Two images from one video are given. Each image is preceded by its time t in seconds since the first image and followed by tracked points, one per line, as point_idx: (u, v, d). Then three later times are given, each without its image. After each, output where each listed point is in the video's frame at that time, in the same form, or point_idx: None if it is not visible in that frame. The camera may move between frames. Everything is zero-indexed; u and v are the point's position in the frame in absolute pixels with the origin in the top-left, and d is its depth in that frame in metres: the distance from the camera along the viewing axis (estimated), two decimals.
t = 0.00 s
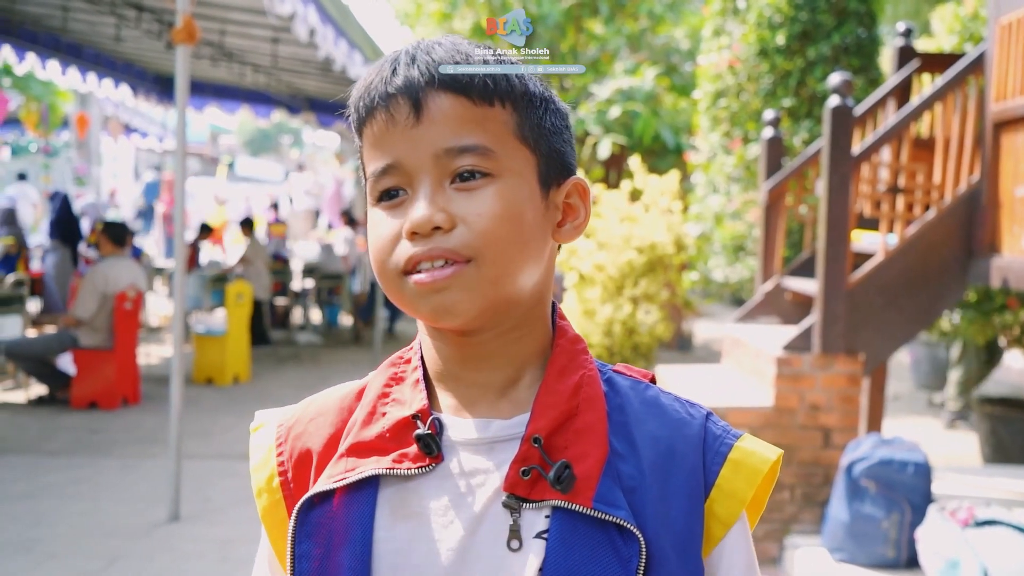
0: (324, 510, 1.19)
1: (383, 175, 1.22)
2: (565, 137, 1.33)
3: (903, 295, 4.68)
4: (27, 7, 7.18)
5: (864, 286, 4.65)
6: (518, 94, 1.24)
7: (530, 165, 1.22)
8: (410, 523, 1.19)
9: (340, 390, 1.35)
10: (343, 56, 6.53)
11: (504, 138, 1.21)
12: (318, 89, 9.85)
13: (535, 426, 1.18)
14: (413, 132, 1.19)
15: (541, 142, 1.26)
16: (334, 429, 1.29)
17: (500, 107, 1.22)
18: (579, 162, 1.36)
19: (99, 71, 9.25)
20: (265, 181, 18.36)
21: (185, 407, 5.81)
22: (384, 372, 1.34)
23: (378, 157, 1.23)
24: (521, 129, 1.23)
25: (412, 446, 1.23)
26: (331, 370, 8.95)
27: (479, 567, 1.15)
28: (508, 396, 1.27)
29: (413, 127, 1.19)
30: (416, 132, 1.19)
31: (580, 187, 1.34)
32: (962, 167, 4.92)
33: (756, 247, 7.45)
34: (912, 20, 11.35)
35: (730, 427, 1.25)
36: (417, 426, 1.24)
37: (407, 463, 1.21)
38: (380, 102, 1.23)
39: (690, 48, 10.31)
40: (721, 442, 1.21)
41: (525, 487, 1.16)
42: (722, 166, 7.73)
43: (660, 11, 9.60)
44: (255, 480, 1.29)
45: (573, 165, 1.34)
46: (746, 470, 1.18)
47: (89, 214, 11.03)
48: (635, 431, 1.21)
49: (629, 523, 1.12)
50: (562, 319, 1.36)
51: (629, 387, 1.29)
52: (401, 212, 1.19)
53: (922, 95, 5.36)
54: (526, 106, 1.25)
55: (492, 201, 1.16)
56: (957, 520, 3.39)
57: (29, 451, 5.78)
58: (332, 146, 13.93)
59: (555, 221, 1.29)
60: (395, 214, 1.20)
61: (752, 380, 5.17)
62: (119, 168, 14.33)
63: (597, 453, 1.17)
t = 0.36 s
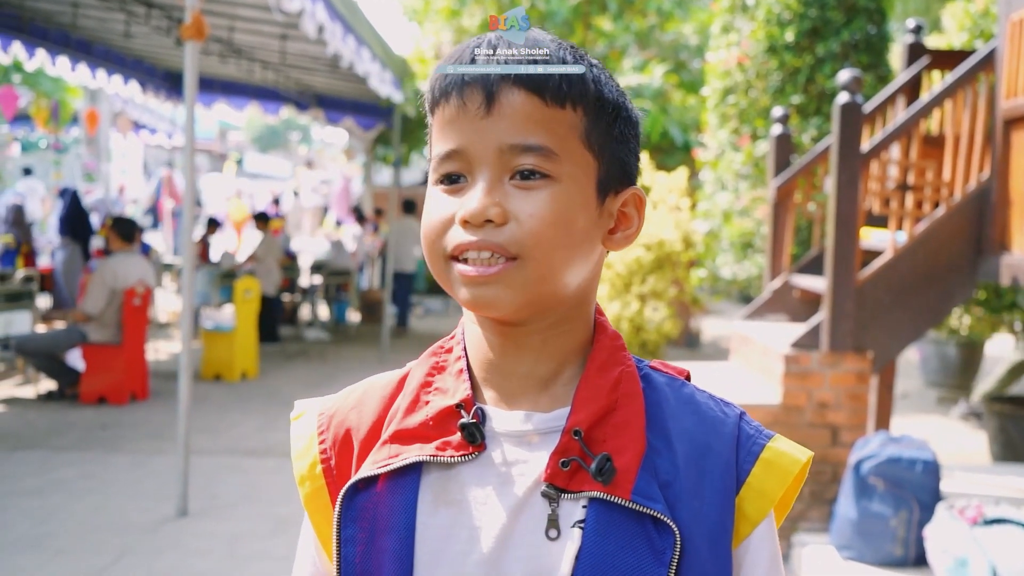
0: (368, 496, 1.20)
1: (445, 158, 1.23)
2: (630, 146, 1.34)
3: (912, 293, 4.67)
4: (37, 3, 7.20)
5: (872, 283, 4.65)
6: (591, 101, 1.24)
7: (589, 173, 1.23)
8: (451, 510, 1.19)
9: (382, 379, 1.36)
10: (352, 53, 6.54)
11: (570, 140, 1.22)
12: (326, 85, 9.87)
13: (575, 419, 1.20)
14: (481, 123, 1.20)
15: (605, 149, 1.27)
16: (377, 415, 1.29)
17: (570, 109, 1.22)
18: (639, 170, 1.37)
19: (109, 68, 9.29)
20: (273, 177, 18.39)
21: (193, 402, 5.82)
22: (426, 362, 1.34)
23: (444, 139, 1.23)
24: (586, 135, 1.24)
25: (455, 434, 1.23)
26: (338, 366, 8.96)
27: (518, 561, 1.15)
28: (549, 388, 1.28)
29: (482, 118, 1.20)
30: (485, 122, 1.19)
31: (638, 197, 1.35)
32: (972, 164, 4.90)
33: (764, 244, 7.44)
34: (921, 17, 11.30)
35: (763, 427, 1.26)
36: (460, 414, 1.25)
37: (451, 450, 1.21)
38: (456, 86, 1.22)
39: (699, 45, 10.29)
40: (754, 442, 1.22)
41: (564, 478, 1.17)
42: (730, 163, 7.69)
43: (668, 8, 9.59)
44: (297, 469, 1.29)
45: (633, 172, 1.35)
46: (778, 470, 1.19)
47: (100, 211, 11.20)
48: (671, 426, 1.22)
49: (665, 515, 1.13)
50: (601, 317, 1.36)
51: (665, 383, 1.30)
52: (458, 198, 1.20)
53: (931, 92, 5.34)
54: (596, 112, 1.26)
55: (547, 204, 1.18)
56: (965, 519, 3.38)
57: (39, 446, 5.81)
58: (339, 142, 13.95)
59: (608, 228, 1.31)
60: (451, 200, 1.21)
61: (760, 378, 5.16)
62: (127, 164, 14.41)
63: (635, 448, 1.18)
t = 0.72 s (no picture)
0: (413, 486, 1.19)
1: (501, 160, 1.21)
2: (679, 145, 1.35)
3: (918, 291, 4.65)
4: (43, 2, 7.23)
5: (876, 282, 4.64)
6: (648, 104, 1.25)
7: (646, 178, 1.24)
8: (496, 502, 1.19)
9: (421, 370, 1.34)
10: (357, 51, 6.54)
11: (629, 146, 1.22)
12: (331, 84, 9.88)
13: (622, 414, 1.19)
14: (543, 128, 1.19)
15: (660, 152, 1.28)
16: (418, 407, 1.28)
17: (630, 114, 1.23)
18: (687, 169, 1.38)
19: (114, 66, 9.31)
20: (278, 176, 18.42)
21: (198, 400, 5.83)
22: (468, 355, 1.33)
23: (502, 141, 1.22)
24: (644, 139, 1.25)
25: (501, 427, 1.21)
26: (343, 365, 8.96)
27: (565, 552, 1.15)
28: (592, 383, 1.27)
29: (545, 123, 1.19)
30: (548, 128, 1.18)
31: (685, 198, 1.37)
32: (977, 162, 4.89)
33: (769, 243, 7.41)
34: (929, 15, 11.25)
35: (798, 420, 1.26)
36: (505, 409, 1.23)
37: (498, 444, 1.19)
38: (517, 89, 1.21)
39: (705, 44, 10.26)
40: (794, 434, 1.22)
41: (610, 472, 1.16)
42: (735, 161, 7.63)
43: (674, 6, 9.59)
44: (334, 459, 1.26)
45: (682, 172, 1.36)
46: (818, 461, 1.20)
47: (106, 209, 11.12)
48: (713, 420, 1.22)
49: (711, 509, 1.13)
50: (640, 314, 1.36)
51: (705, 378, 1.29)
52: (516, 202, 1.19)
53: (937, 90, 5.33)
54: (653, 116, 1.26)
55: (607, 211, 1.18)
56: (970, 517, 3.37)
57: (46, 444, 5.82)
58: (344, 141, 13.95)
59: (657, 229, 1.33)
60: (509, 202, 1.20)
61: (765, 377, 5.15)
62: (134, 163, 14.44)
63: (680, 442, 1.18)
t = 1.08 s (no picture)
0: (399, 492, 1.16)
1: (501, 158, 1.21)
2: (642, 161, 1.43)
3: (936, 296, 4.61)
4: (62, 6, 7.28)
5: (894, 287, 4.60)
6: (635, 121, 1.32)
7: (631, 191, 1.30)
8: (487, 502, 1.19)
9: (378, 369, 1.30)
10: (372, 54, 6.56)
11: (624, 157, 1.27)
12: (348, 87, 9.90)
13: (613, 402, 1.25)
14: (554, 131, 1.20)
15: (638, 168, 1.35)
16: (385, 407, 1.24)
17: (624, 127, 1.28)
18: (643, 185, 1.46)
19: (132, 70, 9.36)
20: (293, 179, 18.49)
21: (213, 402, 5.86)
22: (434, 352, 1.31)
23: (505, 139, 1.22)
24: (632, 153, 1.31)
25: (486, 423, 1.21)
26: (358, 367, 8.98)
27: (565, 545, 1.18)
28: (569, 377, 1.31)
29: (554, 127, 1.21)
30: (556, 132, 1.20)
31: (643, 210, 1.44)
32: (998, 165, 4.84)
33: (786, 246, 7.38)
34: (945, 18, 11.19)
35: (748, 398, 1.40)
36: (491, 405, 1.23)
37: (485, 442, 1.19)
38: (526, 88, 1.22)
39: (721, 47, 10.22)
40: (755, 410, 1.35)
41: (607, 460, 1.21)
42: (751, 165, 7.61)
43: (689, 9, 9.58)
44: (290, 470, 1.19)
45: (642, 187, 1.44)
46: (778, 433, 1.33)
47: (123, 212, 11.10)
48: (691, 403, 1.31)
49: (706, 485, 1.22)
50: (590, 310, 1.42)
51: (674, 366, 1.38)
52: (518, 201, 1.20)
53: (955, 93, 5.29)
54: (637, 130, 1.33)
55: (608, 218, 1.22)
56: (990, 525, 3.28)
57: (63, 445, 5.86)
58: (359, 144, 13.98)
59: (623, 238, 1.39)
60: (512, 201, 1.20)
61: (780, 381, 5.13)
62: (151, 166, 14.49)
63: (669, 425, 1.26)
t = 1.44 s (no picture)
0: (455, 486, 1.17)
1: (543, 176, 1.22)
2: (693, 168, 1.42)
3: (926, 296, 4.64)
4: (53, 4, 7.27)
5: (885, 286, 4.62)
6: (683, 136, 1.30)
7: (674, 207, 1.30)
8: (540, 496, 1.19)
9: (430, 364, 1.30)
10: (365, 54, 6.55)
11: (666, 176, 1.27)
12: (340, 87, 9.90)
13: (655, 402, 1.26)
14: (593, 153, 1.21)
15: (684, 180, 1.34)
16: (441, 403, 1.24)
17: (669, 145, 1.27)
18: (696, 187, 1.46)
19: (123, 69, 9.34)
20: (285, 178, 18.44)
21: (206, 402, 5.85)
22: (485, 351, 1.31)
23: (546, 158, 1.22)
24: (677, 169, 1.30)
25: (538, 420, 1.21)
26: (350, 367, 8.97)
27: (612, 538, 1.19)
28: (613, 377, 1.32)
29: (593, 149, 1.21)
30: (597, 155, 1.21)
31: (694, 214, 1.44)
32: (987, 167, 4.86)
33: (776, 247, 7.41)
34: (937, 18, 11.21)
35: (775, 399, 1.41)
36: (543, 402, 1.23)
37: (538, 437, 1.20)
38: (569, 109, 1.21)
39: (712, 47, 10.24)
40: (782, 410, 1.36)
41: (648, 457, 1.23)
42: (743, 165, 7.62)
43: (681, 9, 9.60)
44: (349, 464, 1.20)
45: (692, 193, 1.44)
46: (806, 433, 1.35)
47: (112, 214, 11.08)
48: (724, 401, 1.33)
49: (741, 482, 1.24)
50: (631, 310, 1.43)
51: (705, 365, 1.40)
52: (556, 222, 1.21)
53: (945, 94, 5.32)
54: (683, 145, 1.31)
55: (645, 239, 1.23)
56: (978, 524, 3.32)
57: (55, 445, 5.85)
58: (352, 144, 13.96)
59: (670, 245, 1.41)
60: (549, 221, 1.21)
61: (772, 380, 5.15)
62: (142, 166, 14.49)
63: (706, 425, 1.27)
